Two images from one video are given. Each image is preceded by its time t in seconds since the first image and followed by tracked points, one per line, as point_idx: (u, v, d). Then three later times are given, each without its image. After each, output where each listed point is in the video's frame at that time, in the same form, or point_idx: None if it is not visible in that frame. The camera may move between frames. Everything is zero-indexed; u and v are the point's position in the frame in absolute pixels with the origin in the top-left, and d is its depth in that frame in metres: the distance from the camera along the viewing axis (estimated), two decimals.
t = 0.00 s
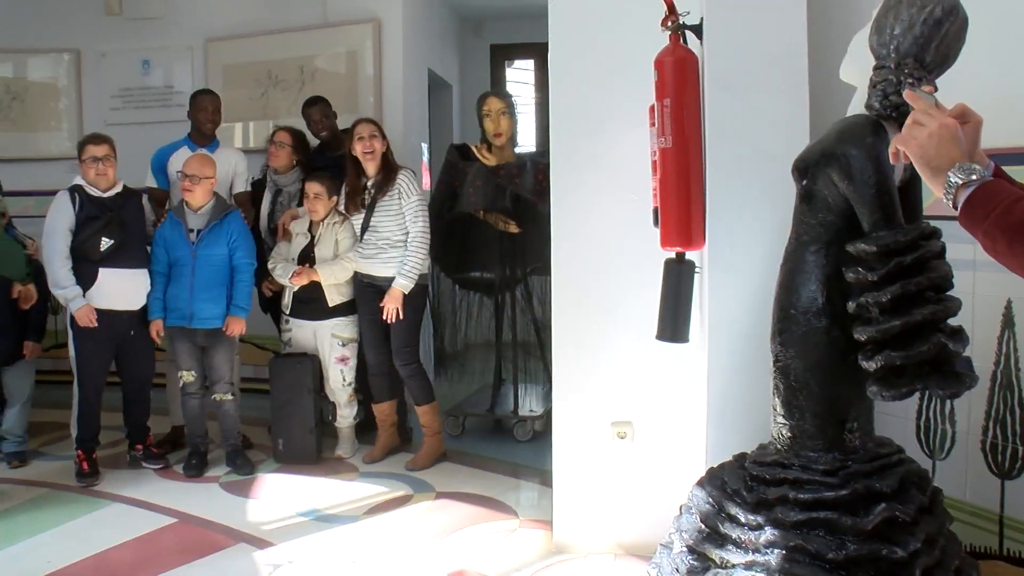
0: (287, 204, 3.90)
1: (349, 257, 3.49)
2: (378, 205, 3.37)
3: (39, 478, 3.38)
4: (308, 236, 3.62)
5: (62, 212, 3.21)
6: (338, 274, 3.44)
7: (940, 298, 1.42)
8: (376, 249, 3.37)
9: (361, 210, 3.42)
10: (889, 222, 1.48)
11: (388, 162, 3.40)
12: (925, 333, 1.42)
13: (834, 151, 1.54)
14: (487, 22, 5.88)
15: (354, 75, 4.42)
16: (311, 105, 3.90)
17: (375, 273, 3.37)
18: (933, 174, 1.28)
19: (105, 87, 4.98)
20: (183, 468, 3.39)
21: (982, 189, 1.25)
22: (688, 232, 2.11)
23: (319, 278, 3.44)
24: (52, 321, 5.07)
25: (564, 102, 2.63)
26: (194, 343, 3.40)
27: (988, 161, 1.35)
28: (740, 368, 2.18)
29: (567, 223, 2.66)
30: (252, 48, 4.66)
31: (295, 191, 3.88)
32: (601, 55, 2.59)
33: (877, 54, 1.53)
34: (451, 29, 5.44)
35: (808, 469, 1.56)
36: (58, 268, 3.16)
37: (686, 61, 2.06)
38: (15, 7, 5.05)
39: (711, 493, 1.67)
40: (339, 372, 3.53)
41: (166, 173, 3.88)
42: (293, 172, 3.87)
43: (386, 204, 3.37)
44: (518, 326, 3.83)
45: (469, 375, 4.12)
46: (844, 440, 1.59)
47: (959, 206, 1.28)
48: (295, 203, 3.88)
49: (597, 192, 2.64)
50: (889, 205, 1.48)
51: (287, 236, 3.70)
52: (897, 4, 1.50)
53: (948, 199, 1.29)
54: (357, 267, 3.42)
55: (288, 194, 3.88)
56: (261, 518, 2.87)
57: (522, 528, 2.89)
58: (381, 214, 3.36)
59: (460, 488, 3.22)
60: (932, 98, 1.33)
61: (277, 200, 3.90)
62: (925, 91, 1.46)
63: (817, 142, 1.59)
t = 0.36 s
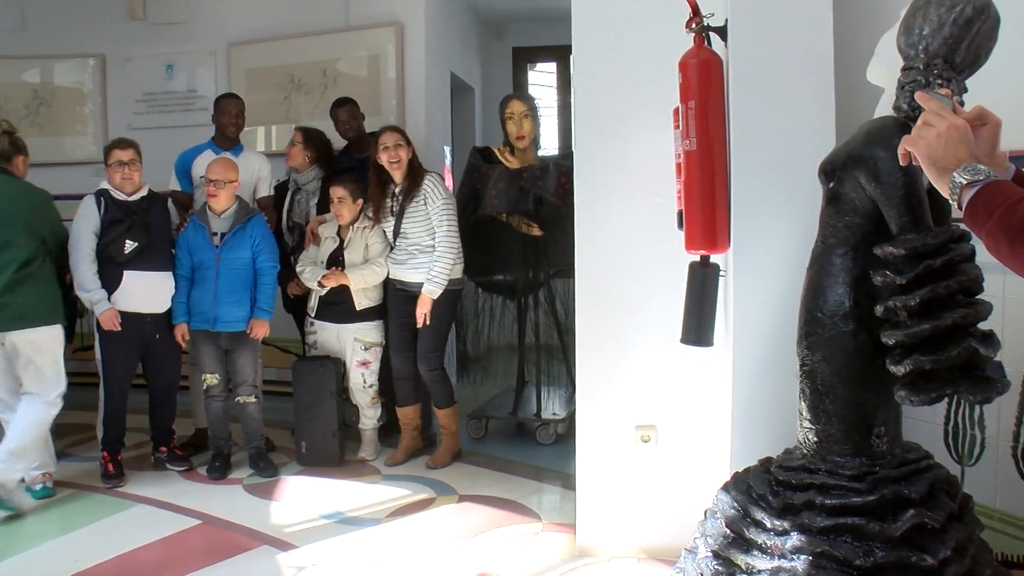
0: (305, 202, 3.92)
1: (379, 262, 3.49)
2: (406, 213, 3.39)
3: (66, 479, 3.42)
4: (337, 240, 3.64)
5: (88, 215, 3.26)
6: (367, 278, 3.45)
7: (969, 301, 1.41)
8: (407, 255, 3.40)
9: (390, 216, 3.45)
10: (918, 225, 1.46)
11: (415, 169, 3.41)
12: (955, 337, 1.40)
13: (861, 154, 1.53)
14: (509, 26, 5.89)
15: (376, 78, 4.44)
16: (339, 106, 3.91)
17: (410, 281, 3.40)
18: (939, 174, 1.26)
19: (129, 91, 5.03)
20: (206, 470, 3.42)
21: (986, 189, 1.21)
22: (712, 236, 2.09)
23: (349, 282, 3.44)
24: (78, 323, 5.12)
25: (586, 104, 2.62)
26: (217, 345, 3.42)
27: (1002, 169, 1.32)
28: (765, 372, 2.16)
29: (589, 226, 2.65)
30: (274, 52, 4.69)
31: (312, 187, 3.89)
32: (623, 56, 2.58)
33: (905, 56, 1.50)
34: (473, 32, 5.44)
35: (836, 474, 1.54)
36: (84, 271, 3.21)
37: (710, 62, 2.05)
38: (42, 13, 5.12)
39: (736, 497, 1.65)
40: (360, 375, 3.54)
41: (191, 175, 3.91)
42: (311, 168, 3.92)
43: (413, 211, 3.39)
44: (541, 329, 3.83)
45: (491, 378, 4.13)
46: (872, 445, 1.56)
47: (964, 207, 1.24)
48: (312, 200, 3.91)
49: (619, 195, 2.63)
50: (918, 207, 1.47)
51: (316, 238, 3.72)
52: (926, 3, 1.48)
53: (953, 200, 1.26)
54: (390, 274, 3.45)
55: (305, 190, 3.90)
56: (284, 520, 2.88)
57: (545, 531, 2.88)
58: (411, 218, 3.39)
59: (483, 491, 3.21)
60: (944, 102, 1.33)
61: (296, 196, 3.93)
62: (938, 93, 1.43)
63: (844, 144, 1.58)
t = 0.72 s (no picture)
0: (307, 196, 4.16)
1: (399, 264, 3.54)
2: (435, 213, 3.39)
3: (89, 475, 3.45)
4: (357, 239, 3.64)
5: (110, 215, 3.29)
6: (386, 279, 3.48)
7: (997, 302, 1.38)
8: (437, 256, 3.40)
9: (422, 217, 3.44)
10: (943, 224, 1.43)
11: (443, 168, 3.42)
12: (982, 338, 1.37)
13: (885, 153, 1.50)
14: (529, 25, 5.87)
15: (395, 77, 4.45)
16: (364, 104, 3.91)
17: (436, 279, 3.39)
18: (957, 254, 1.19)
19: (150, 91, 5.07)
20: (226, 468, 3.43)
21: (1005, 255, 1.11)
22: (734, 235, 2.07)
23: (369, 282, 3.46)
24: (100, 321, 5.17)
25: (606, 102, 2.60)
26: (237, 344, 3.44)
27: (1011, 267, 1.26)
28: (787, 372, 2.14)
29: (608, 225, 2.64)
30: (294, 51, 4.71)
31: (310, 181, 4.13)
32: (643, 55, 2.56)
33: (931, 53, 1.49)
34: (493, 32, 5.44)
35: (858, 475, 1.52)
36: (107, 269, 3.25)
37: (731, 60, 2.04)
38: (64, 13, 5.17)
39: (758, 498, 1.63)
40: (379, 373, 3.55)
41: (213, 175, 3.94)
42: (314, 166, 4.20)
43: (442, 211, 3.38)
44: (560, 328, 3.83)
45: (511, 378, 4.06)
46: (896, 446, 1.54)
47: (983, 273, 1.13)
48: (312, 193, 4.13)
49: (639, 193, 2.61)
50: (943, 206, 1.44)
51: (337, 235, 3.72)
52: None
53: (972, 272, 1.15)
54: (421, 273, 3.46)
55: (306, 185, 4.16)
56: (302, 518, 2.89)
57: (565, 531, 2.87)
58: (441, 220, 3.38)
59: (501, 490, 3.21)
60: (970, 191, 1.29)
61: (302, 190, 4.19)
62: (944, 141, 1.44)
63: (868, 142, 1.55)
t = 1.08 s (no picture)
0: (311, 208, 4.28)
1: (419, 267, 3.53)
2: (461, 226, 3.39)
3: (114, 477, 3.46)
4: (378, 242, 3.64)
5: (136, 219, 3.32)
6: (406, 281, 3.48)
7: None
8: (463, 264, 3.40)
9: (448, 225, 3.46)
10: (972, 230, 1.41)
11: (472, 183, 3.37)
12: (1012, 345, 1.35)
13: (913, 157, 1.48)
14: (551, 28, 5.86)
15: (418, 81, 4.46)
16: (388, 107, 3.90)
17: (460, 285, 3.39)
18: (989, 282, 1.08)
19: (174, 95, 5.11)
20: (247, 470, 3.45)
21: None
22: (759, 240, 2.06)
23: (387, 286, 3.47)
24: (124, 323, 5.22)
25: (629, 105, 2.60)
26: (261, 346, 3.45)
27: None
28: (813, 378, 2.11)
29: (631, 229, 2.63)
30: (317, 55, 4.73)
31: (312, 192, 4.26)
32: (666, 57, 2.55)
33: (960, 56, 1.48)
34: (515, 36, 5.44)
35: (885, 483, 1.50)
36: (134, 271, 3.28)
37: (757, 65, 2.01)
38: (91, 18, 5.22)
39: (783, 505, 1.62)
40: (400, 377, 3.54)
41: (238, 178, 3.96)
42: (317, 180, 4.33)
43: (467, 224, 3.38)
44: (583, 333, 3.81)
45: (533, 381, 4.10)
46: (923, 455, 1.52)
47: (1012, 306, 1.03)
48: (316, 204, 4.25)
49: (663, 197, 2.60)
50: (972, 211, 1.42)
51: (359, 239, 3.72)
52: (983, 1, 1.44)
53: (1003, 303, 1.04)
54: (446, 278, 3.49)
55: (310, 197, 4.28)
56: (324, 521, 2.90)
57: (586, 537, 2.86)
58: (466, 231, 3.39)
59: (523, 495, 3.20)
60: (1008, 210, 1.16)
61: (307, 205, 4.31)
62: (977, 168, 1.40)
63: (895, 146, 1.54)
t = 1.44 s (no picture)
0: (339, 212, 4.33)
1: (450, 269, 3.54)
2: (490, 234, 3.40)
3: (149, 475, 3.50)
4: (408, 243, 3.67)
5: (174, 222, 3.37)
6: (438, 285, 3.49)
7: None
8: (493, 267, 3.42)
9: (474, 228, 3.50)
10: (1016, 232, 1.39)
11: (499, 184, 3.37)
12: None
13: (954, 158, 1.46)
14: (584, 30, 5.85)
15: (450, 83, 4.48)
16: (421, 111, 3.94)
17: (492, 288, 3.43)
18: None
19: (208, 98, 5.17)
20: (281, 470, 3.49)
21: None
22: (795, 242, 2.06)
23: (420, 289, 3.47)
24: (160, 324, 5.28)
25: (665, 107, 2.58)
26: (296, 347, 3.48)
27: None
28: (852, 381, 2.08)
29: (665, 231, 2.61)
30: (349, 58, 4.75)
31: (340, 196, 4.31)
32: (700, 57, 2.54)
33: (1004, 54, 1.44)
34: (547, 37, 5.44)
35: (926, 490, 1.48)
36: (171, 273, 3.32)
37: (791, 66, 2.04)
38: (128, 22, 5.30)
39: (820, 511, 1.59)
40: (430, 378, 3.55)
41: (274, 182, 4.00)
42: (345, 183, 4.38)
43: (497, 231, 3.38)
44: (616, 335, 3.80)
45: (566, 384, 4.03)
46: (965, 461, 1.50)
47: None
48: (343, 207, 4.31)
49: (698, 198, 2.58)
50: (1016, 212, 1.39)
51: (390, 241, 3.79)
52: None
53: None
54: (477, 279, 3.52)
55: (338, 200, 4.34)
56: (357, 522, 2.92)
57: (620, 540, 2.85)
58: (496, 234, 3.39)
59: (555, 497, 3.20)
60: None
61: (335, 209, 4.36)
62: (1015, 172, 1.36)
63: (934, 147, 1.51)
